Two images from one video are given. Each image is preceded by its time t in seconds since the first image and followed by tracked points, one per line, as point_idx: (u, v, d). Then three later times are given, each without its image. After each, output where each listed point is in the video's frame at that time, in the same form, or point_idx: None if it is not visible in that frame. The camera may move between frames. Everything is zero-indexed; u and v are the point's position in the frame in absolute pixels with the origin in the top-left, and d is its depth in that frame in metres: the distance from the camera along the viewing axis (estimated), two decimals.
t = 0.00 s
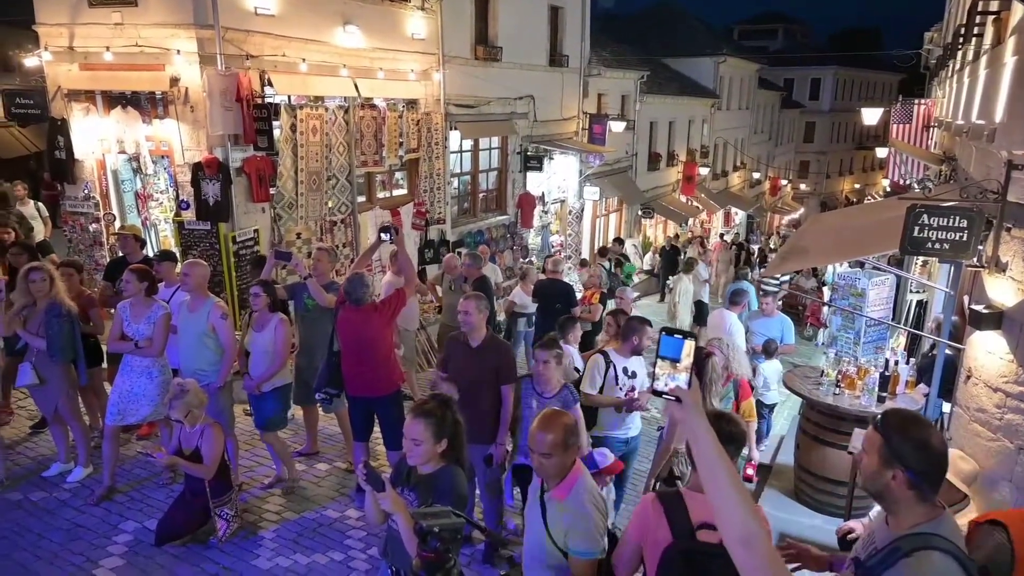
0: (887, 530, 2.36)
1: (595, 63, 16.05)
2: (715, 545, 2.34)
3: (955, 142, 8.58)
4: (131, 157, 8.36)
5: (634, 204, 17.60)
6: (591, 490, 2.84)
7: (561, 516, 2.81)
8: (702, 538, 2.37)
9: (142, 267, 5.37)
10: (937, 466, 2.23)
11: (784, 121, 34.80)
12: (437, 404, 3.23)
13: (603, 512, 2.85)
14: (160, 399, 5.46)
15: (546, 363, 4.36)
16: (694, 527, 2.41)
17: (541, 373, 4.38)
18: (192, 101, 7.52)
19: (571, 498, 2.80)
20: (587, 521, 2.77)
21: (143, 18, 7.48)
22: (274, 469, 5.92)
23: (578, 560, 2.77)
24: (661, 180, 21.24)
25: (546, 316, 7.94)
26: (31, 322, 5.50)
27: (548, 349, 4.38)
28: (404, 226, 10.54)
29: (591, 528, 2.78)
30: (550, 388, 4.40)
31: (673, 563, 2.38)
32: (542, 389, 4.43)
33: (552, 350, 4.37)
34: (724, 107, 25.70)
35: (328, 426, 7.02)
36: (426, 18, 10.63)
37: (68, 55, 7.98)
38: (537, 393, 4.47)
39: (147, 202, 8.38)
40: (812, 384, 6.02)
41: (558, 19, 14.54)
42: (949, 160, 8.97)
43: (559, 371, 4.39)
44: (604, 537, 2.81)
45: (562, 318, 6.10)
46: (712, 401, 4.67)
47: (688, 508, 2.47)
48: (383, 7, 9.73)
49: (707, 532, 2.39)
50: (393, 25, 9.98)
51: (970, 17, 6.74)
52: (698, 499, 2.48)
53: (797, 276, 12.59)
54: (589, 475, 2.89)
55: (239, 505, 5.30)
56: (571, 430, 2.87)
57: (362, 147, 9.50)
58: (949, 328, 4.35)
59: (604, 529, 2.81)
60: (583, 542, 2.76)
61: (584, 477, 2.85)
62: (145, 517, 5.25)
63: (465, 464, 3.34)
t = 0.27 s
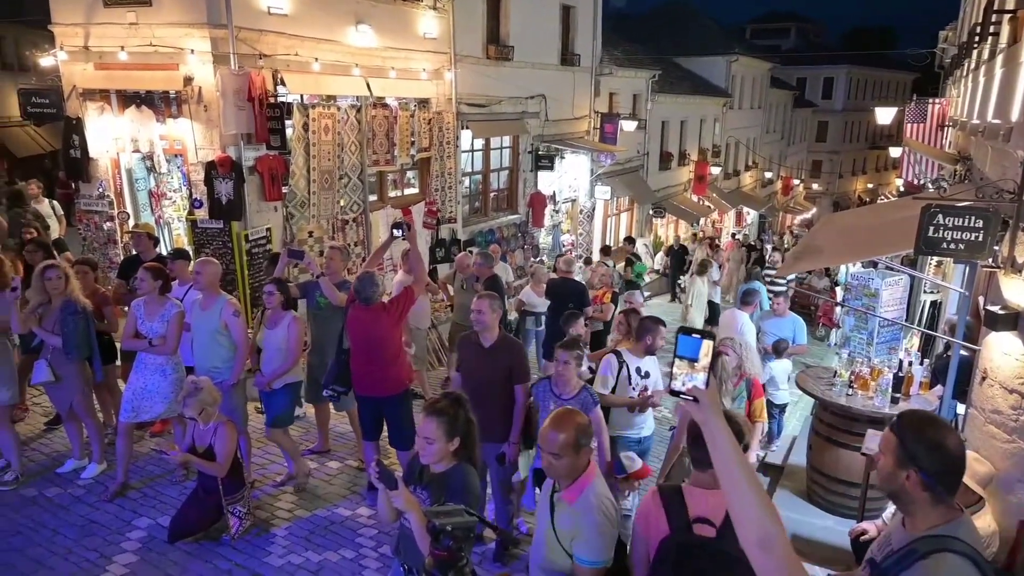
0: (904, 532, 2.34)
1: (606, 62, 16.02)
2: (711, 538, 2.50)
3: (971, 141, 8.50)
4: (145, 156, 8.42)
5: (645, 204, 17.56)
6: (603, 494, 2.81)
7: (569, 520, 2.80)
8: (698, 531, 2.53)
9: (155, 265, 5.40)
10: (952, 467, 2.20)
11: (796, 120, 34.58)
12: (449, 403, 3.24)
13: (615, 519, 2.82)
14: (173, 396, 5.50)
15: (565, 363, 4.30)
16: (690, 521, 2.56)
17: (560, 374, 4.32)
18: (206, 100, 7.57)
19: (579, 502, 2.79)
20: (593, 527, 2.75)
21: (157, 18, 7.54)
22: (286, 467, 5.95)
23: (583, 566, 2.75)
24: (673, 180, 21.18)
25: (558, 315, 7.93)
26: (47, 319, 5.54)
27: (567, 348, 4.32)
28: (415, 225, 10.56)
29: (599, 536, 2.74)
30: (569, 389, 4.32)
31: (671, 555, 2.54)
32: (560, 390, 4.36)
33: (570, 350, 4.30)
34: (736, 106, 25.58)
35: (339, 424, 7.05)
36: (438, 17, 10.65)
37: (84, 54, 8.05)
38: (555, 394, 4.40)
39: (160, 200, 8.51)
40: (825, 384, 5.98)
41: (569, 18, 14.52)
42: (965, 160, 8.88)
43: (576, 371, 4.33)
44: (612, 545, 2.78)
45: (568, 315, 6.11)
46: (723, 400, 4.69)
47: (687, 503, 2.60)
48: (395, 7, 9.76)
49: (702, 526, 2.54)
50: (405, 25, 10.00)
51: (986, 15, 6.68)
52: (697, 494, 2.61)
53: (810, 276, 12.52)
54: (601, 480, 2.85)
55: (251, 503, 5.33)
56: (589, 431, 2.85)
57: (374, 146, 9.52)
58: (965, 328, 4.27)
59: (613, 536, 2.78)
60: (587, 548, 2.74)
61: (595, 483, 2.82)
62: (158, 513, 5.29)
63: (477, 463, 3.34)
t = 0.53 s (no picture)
0: (915, 532, 2.33)
1: (615, 61, 16.00)
2: (719, 531, 2.51)
3: (982, 140, 8.45)
4: (156, 155, 8.47)
5: (653, 203, 17.53)
6: (607, 494, 2.79)
7: (573, 517, 2.78)
8: (707, 523, 2.53)
9: (167, 264, 5.43)
10: (958, 467, 2.19)
11: (806, 119, 34.43)
12: (458, 402, 3.24)
13: (618, 520, 2.79)
14: (184, 394, 5.54)
15: (585, 369, 4.22)
16: (700, 512, 2.57)
17: (581, 380, 4.25)
18: (217, 100, 7.62)
19: (584, 500, 2.77)
20: (596, 525, 2.72)
21: (169, 18, 7.58)
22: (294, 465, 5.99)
23: (585, 564, 2.73)
24: (681, 179, 21.13)
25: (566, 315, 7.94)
26: (59, 317, 5.58)
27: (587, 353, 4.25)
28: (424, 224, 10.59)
29: (602, 534, 2.72)
30: (589, 396, 4.26)
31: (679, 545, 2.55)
32: (580, 395, 4.29)
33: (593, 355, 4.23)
34: (745, 106, 25.49)
35: (348, 423, 7.08)
36: (447, 17, 10.67)
37: (96, 55, 8.12)
38: (574, 400, 4.32)
39: (171, 199, 8.55)
40: (835, 384, 5.96)
41: (578, 18, 14.51)
42: (977, 159, 8.83)
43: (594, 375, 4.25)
44: (615, 545, 2.74)
45: (568, 310, 6.11)
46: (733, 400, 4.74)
47: (699, 493, 2.61)
48: (404, 7, 9.78)
49: (712, 518, 2.54)
50: (414, 24, 10.03)
51: (999, 14, 6.64)
52: (709, 486, 2.61)
53: (819, 276, 12.47)
54: (605, 480, 2.83)
55: (261, 501, 5.36)
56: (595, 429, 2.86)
57: (383, 146, 9.55)
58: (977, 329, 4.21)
59: (616, 536, 2.75)
60: (590, 546, 2.72)
61: (600, 482, 2.80)
62: (169, 510, 5.33)
63: (486, 462, 3.35)
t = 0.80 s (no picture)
0: (925, 534, 2.34)
1: (624, 62, 15.98)
2: (731, 527, 2.50)
3: (993, 141, 8.40)
4: (167, 156, 8.53)
5: (662, 204, 17.49)
6: (617, 503, 2.77)
7: (581, 526, 2.78)
8: (720, 519, 2.52)
9: (179, 264, 5.48)
10: (966, 468, 2.19)
11: (815, 119, 34.27)
12: (467, 401, 3.25)
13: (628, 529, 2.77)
14: (195, 392, 5.58)
15: (609, 371, 4.19)
16: (717, 507, 2.55)
17: (603, 383, 4.24)
18: (228, 101, 7.67)
19: (593, 508, 2.76)
20: (604, 534, 2.70)
21: (180, 19, 7.64)
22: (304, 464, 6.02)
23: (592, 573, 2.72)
24: (690, 180, 21.09)
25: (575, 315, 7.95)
26: (71, 316, 5.61)
27: (612, 357, 4.21)
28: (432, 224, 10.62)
29: (609, 544, 2.70)
30: (612, 399, 4.27)
31: (688, 534, 2.58)
32: (602, 398, 4.29)
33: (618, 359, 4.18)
34: (754, 106, 25.41)
35: (356, 422, 7.11)
36: (456, 18, 10.69)
37: (109, 56, 8.18)
38: (597, 403, 4.32)
39: (183, 199, 8.64)
40: (845, 386, 5.94)
41: (587, 18, 14.50)
42: (988, 160, 8.78)
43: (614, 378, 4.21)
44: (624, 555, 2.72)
45: (570, 307, 6.10)
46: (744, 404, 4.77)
47: (723, 488, 2.57)
48: (413, 8, 9.81)
49: (728, 515, 2.52)
50: (423, 25, 10.06)
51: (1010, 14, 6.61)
52: (732, 482, 2.56)
53: (828, 277, 12.43)
54: (615, 488, 2.81)
55: (270, 499, 5.39)
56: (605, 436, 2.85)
57: (392, 146, 9.58)
58: (988, 330, 4.17)
59: (625, 547, 2.72)
60: (597, 554, 2.71)
61: (609, 490, 2.78)
62: (179, 508, 5.37)
63: (495, 462, 3.36)
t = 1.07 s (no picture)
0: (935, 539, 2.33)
1: (632, 65, 15.98)
2: (750, 524, 2.45)
3: (1005, 144, 8.35)
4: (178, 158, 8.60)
5: (670, 207, 17.46)
6: (632, 516, 2.76)
7: (592, 538, 2.77)
8: (743, 516, 2.47)
9: (190, 265, 5.51)
10: (973, 471, 2.21)
11: (825, 122, 34.14)
12: (476, 403, 3.26)
13: (642, 544, 2.75)
14: (205, 394, 5.62)
15: (624, 376, 4.19)
16: (742, 505, 2.50)
17: (620, 389, 4.23)
18: (238, 103, 7.72)
19: (607, 522, 2.75)
20: (618, 547, 2.70)
21: (192, 22, 7.69)
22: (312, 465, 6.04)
23: None
24: (698, 183, 21.04)
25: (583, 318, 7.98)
26: (82, 317, 5.64)
27: (627, 362, 4.20)
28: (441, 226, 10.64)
29: (619, 557, 2.69)
30: (628, 406, 4.26)
31: (710, 527, 2.57)
32: (618, 404, 4.28)
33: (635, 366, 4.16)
34: (763, 108, 25.34)
35: (365, 424, 7.13)
36: (465, 21, 10.73)
37: (121, 59, 8.25)
38: (613, 409, 4.30)
39: (193, 201, 8.67)
40: (854, 390, 5.92)
41: (596, 21, 14.52)
42: (999, 163, 8.73)
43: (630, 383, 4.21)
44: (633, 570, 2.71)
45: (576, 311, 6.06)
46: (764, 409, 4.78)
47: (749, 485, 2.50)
48: (423, 11, 9.85)
49: (751, 513, 2.46)
50: (433, 28, 10.10)
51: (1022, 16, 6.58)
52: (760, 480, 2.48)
53: (837, 281, 12.38)
54: (632, 503, 2.80)
55: (279, 500, 5.41)
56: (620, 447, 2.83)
57: (401, 149, 9.60)
58: (1000, 335, 4.14)
59: (636, 561, 2.71)
60: (605, 567, 2.71)
61: (625, 504, 2.77)
62: (189, 508, 5.40)
63: (504, 464, 3.36)
